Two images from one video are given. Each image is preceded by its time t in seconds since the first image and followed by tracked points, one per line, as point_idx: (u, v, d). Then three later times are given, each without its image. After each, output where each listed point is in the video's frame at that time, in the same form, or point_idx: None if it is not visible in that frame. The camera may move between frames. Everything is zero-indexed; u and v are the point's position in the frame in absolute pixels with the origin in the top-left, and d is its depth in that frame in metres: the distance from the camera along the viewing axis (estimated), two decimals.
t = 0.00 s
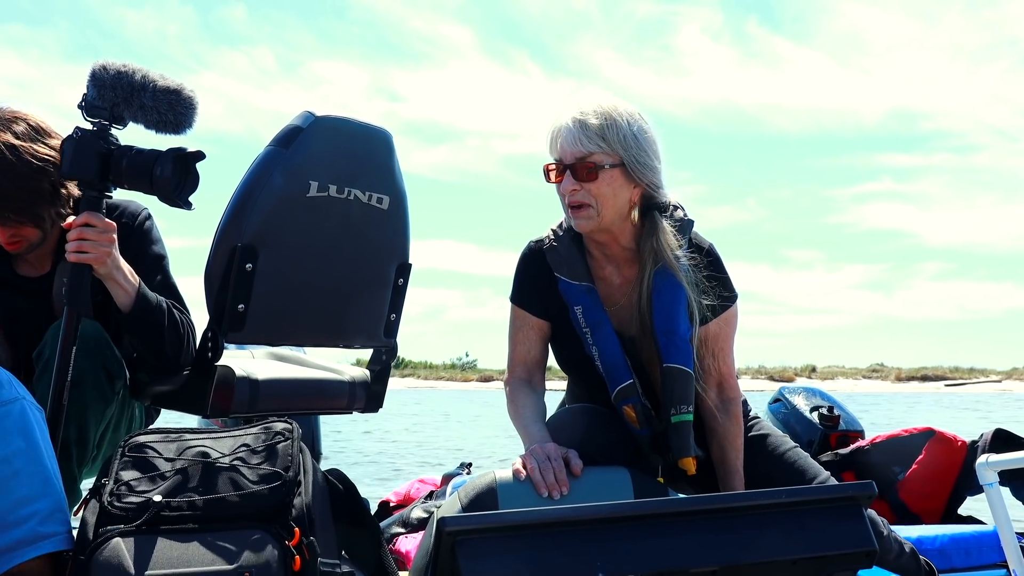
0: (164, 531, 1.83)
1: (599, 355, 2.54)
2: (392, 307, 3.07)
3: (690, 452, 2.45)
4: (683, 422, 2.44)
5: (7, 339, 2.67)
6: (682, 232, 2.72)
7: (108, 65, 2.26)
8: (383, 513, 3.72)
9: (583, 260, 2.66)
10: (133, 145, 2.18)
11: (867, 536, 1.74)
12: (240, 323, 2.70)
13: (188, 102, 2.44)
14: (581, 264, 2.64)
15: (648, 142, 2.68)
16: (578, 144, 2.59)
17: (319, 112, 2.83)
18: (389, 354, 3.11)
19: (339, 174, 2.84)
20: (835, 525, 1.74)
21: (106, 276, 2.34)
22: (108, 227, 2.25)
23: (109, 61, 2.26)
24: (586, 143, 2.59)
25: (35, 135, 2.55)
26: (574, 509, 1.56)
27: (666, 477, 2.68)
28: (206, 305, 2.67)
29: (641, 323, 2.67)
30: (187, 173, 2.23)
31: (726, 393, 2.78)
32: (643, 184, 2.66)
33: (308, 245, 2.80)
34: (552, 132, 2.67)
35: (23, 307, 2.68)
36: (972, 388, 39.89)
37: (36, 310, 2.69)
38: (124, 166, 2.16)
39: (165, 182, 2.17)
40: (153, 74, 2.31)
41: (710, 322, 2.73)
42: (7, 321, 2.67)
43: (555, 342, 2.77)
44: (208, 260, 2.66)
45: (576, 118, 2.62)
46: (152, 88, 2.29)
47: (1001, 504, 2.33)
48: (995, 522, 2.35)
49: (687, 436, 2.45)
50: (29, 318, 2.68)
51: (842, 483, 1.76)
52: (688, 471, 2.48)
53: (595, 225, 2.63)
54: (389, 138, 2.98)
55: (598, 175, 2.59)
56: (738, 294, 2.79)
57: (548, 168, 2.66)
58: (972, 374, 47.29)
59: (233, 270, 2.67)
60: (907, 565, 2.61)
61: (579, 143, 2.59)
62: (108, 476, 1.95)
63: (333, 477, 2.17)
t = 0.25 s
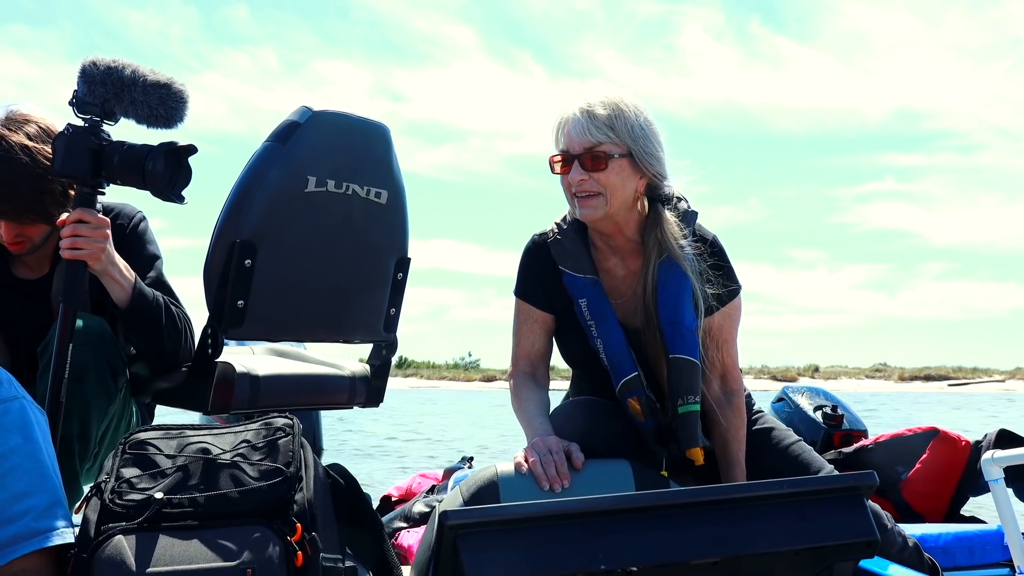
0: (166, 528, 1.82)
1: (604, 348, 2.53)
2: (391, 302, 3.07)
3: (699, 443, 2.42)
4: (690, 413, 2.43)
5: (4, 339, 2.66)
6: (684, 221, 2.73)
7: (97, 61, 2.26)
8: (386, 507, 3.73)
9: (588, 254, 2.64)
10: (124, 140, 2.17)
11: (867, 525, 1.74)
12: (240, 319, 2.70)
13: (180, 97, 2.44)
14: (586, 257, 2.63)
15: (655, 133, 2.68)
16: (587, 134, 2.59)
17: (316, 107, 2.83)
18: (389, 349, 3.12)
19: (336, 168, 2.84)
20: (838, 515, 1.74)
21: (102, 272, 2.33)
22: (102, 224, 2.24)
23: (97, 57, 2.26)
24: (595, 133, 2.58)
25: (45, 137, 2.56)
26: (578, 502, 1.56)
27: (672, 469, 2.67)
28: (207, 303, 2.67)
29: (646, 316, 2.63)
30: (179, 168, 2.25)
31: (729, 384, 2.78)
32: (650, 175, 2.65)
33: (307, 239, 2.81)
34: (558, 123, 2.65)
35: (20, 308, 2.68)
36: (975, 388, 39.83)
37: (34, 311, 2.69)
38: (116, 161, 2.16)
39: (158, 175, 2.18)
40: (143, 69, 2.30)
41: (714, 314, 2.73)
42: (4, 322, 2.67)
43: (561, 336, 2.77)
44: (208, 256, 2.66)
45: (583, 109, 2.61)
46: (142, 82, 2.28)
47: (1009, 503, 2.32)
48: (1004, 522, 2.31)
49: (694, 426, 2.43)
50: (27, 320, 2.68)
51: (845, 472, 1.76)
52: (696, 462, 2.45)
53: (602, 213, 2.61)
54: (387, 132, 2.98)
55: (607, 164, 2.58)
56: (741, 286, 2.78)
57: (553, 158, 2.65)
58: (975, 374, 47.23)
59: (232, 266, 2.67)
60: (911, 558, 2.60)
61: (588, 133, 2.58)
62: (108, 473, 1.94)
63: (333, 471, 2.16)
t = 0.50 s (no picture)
0: (165, 530, 1.83)
1: (606, 343, 2.53)
2: (389, 300, 3.08)
3: (701, 438, 2.44)
4: (693, 408, 2.43)
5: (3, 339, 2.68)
6: (684, 217, 2.72)
7: (90, 64, 2.27)
8: (387, 506, 3.73)
9: (589, 249, 2.65)
10: (118, 142, 2.17)
11: (867, 518, 1.74)
12: (238, 320, 2.71)
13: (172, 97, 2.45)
14: (586, 252, 2.63)
15: (656, 128, 2.68)
16: (589, 127, 2.59)
17: (312, 107, 2.83)
18: (388, 348, 3.13)
19: (333, 167, 2.84)
20: (837, 509, 1.74)
21: (100, 276, 2.33)
22: (98, 226, 2.24)
23: (90, 59, 2.28)
24: (596, 127, 2.59)
25: (39, 132, 2.56)
26: (578, 498, 1.56)
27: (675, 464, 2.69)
28: (203, 303, 2.68)
29: (646, 313, 2.63)
30: (175, 168, 2.26)
31: (729, 379, 2.78)
32: (651, 171, 2.66)
33: (304, 238, 2.81)
34: (561, 118, 2.66)
35: (18, 308, 2.69)
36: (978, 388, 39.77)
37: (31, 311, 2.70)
38: (110, 163, 2.17)
39: (152, 176, 2.18)
40: (135, 70, 2.31)
41: (714, 309, 2.74)
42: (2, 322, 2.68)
43: (560, 332, 2.77)
44: (205, 257, 2.66)
45: (585, 104, 2.62)
46: (135, 83, 2.29)
47: (1015, 494, 2.29)
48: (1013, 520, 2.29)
49: (697, 422, 2.44)
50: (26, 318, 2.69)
51: (844, 466, 1.76)
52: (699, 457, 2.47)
53: (604, 210, 2.61)
54: (383, 131, 2.99)
55: (607, 158, 2.59)
56: (741, 281, 2.79)
57: (553, 153, 2.66)
58: (979, 373, 47.16)
59: (229, 266, 2.68)
60: (914, 552, 2.60)
61: (589, 127, 2.59)
62: (107, 476, 1.95)
63: (333, 471, 2.17)
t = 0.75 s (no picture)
0: (165, 534, 1.83)
1: (603, 345, 2.52)
2: (388, 303, 3.07)
3: (702, 439, 2.42)
4: (692, 409, 2.42)
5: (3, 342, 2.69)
6: (682, 220, 2.71)
7: (93, 68, 2.26)
8: (386, 509, 3.73)
9: (585, 250, 2.64)
10: (122, 146, 2.18)
11: (866, 519, 1.74)
12: (237, 324, 2.71)
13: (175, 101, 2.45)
14: (584, 254, 2.62)
15: (655, 131, 2.68)
16: (588, 128, 2.59)
17: (310, 111, 2.83)
18: (388, 351, 3.13)
19: (331, 171, 2.84)
20: (837, 509, 1.74)
21: (100, 280, 2.33)
22: (101, 231, 2.25)
23: (93, 63, 2.27)
24: (596, 128, 2.58)
25: (34, 134, 2.56)
26: (579, 502, 1.56)
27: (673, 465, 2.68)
28: (202, 306, 2.68)
29: (643, 316, 2.62)
30: (177, 173, 2.26)
31: (727, 381, 2.78)
32: (649, 173, 2.65)
33: (303, 241, 2.81)
34: (560, 119, 2.65)
35: (18, 311, 2.70)
36: (981, 388, 39.71)
37: (30, 313, 2.71)
38: (114, 167, 2.17)
39: (156, 181, 2.18)
40: (139, 75, 2.31)
41: (713, 311, 2.73)
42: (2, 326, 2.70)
43: (554, 335, 2.76)
44: (203, 260, 2.67)
45: (585, 104, 2.61)
46: (138, 88, 2.30)
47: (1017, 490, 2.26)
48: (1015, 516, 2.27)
49: (697, 422, 2.43)
50: (24, 321, 2.70)
51: (843, 467, 1.77)
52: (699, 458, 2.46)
53: (601, 209, 2.60)
54: (381, 134, 2.99)
55: (606, 160, 2.58)
56: (739, 283, 2.78)
57: (552, 154, 2.65)
58: (982, 373, 47.07)
59: (227, 269, 2.68)
60: (914, 551, 2.59)
61: (588, 128, 2.58)
62: (107, 480, 1.95)
63: (333, 474, 2.17)
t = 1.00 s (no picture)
0: (165, 537, 1.83)
1: (603, 352, 2.52)
2: (389, 307, 3.07)
3: (703, 446, 2.42)
4: (693, 416, 2.42)
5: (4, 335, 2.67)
6: (681, 226, 2.71)
7: (84, 69, 2.27)
8: (386, 513, 3.73)
9: (585, 257, 2.64)
10: (114, 147, 2.18)
11: (867, 527, 1.73)
12: (239, 327, 2.71)
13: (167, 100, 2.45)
14: (583, 260, 2.62)
15: (654, 137, 2.68)
16: (587, 135, 2.58)
17: (312, 114, 2.83)
18: (389, 354, 3.12)
19: (334, 175, 2.84)
20: (837, 515, 1.73)
21: (95, 280, 2.33)
22: (94, 231, 2.25)
23: (84, 64, 2.27)
24: (595, 134, 2.58)
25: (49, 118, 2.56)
26: (579, 507, 1.56)
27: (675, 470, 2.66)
28: (205, 308, 2.67)
29: (643, 323, 2.62)
30: (170, 173, 2.26)
31: (728, 387, 2.77)
32: (649, 179, 2.65)
33: (306, 245, 2.81)
34: (559, 125, 2.65)
35: (19, 305, 2.69)
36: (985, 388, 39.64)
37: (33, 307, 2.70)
38: (106, 168, 2.17)
39: (147, 180, 2.18)
40: (130, 75, 2.32)
41: (712, 318, 2.73)
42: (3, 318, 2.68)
43: (552, 342, 2.76)
44: (206, 263, 2.66)
45: (584, 110, 2.61)
46: (129, 88, 2.29)
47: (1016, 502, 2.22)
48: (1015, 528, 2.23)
49: (699, 430, 2.43)
50: (24, 318, 2.69)
51: (844, 474, 1.76)
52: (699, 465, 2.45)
53: (599, 216, 2.60)
54: (384, 138, 2.99)
55: (605, 165, 2.57)
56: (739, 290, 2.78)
57: (552, 159, 2.65)
58: (986, 373, 46.99)
59: (230, 272, 2.67)
60: (914, 557, 2.58)
61: (587, 134, 2.58)
62: (107, 481, 1.95)
63: (334, 478, 2.16)
